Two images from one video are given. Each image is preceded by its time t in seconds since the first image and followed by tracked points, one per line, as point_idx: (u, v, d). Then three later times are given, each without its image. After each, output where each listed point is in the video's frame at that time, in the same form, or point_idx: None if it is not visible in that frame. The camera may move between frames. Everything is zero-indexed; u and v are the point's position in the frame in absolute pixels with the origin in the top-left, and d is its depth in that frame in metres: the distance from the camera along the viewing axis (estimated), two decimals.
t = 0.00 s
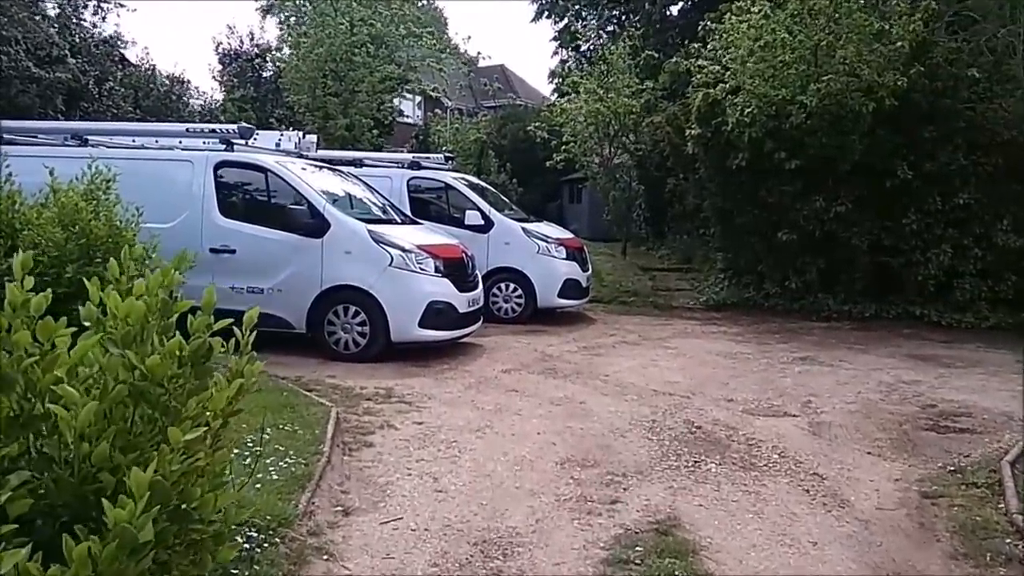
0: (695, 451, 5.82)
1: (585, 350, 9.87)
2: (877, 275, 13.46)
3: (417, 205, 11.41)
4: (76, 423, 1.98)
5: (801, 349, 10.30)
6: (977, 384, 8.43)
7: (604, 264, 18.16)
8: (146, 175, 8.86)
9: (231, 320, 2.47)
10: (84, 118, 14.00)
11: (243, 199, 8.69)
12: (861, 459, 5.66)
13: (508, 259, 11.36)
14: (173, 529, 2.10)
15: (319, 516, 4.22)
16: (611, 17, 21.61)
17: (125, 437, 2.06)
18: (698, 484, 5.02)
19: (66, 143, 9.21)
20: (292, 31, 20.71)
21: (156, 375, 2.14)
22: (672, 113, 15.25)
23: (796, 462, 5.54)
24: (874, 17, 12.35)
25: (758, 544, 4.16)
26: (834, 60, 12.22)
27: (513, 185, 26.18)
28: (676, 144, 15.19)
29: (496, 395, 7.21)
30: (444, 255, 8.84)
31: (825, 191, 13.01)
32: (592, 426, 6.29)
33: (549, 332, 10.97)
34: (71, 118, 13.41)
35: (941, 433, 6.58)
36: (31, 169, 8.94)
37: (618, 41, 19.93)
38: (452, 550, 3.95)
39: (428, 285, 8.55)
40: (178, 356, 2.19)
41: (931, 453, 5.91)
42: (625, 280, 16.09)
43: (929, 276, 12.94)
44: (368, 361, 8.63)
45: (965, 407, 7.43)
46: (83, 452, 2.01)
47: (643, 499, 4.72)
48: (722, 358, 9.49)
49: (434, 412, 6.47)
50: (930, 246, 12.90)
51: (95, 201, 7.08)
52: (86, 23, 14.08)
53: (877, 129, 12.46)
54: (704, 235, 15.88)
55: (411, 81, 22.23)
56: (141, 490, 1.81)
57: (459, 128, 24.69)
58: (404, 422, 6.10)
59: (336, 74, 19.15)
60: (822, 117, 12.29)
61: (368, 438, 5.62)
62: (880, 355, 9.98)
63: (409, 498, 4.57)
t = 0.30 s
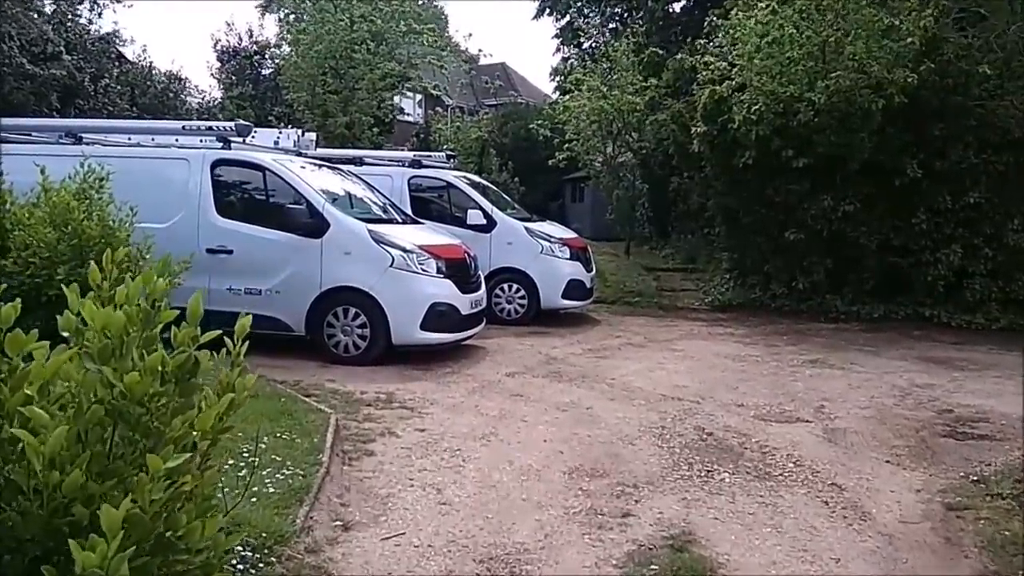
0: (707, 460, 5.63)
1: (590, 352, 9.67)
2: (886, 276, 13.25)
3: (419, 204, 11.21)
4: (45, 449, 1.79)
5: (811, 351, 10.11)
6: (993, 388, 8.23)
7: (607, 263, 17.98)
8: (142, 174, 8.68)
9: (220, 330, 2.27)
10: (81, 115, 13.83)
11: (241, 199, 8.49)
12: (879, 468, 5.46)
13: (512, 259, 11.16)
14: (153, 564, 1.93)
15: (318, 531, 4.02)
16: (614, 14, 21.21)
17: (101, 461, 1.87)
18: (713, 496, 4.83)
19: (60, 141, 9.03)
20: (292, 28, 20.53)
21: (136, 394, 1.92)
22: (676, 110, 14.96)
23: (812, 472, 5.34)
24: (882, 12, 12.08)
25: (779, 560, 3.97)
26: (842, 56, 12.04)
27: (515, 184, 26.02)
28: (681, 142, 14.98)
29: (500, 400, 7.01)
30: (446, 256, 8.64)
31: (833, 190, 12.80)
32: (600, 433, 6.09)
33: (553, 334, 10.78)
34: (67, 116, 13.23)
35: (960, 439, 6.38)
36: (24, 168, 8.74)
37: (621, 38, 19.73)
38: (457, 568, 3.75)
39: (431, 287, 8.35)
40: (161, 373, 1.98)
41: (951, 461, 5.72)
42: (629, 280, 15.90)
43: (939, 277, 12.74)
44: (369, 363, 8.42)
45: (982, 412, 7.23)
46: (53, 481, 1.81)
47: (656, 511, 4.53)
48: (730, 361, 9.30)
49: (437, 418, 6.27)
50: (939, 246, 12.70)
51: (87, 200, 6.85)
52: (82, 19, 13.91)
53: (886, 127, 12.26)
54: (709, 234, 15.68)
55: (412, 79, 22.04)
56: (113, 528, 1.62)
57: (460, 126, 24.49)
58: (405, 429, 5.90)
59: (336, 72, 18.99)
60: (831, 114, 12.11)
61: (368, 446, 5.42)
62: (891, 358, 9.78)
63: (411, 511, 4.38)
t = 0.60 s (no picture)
0: (717, 470, 5.48)
1: (594, 357, 9.52)
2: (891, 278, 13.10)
3: (419, 206, 11.05)
4: (13, 484, 1.63)
5: (817, 356, 9.95)
6: (1004, 393, 8.08)
7: (609, 265, 17.81)
8: (137, 175, 8.53)
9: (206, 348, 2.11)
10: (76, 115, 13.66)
11: (239, 201, 8.34)
12: (894, 479, 5.31)
13: (513, 261, 11.00)
14: None
15: (316, 549, 3.87)
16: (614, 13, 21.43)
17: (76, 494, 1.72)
18: (724, 509, 4.68)
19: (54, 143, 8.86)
20: (291, 28, 20.37)
21: (115, 420, 1.76)
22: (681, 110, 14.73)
23: (826, 483, 5.20)
24: (889, 11, 11.93)
25: None
26: (848, 56, 11.89)
27: (515, 184, 25.87)
28: (684, 142, 14.83)
29: (503, 406, 6.86)
30: (447, 259, 8.48)
31: (839, 191, 12.65)
32: (606, 442, 5.93)
33: (556, 337, 10.63)
34: (63, 116, 13.06)
35: (974, 448, 6.22)
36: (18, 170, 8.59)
37: (622, 37, 19.59)
38: None
39: (431, 290, 8.19)
40: (144, 397, 1.82)
41: (966, 471, 5.56)
42: (632, 282, 15.74)
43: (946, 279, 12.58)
44: (369, 369, 8.25)
45: (995, 418, 7.08)
46: (21, 518, 1.65)
47: (666, 526, 4.38)
48: (736, 365, 9.14)
49: (438, 426, 6.12)
50: (946, 248, 12.55)
51: (81, 202, 6.67)
52: (78, 18, 13.74)
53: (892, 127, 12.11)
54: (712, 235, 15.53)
55: (412, 79, 21.88)
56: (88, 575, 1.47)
57: (460, 127, 24.29)
58: (406, 438, 5.74)
59: (336, 72, 18.83)
60: (837, 114, 11.96)
61: (368, 457, 5.27)
62: (899, 362, 9.63)
63: (413, 526, 4.23)
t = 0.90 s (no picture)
0: (723, 479, 5.33)
1: (595, 360, 9.35)
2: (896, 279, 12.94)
3: (418, 206, 10.91)
4: None
5: (822, 359, 9.80)
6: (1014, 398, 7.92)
7: (610, 266, 17.64)
8: (131, 176, 8.38)
9: (180, 364, 1.99)
10: (71, 115, 13.51)
11: (235, 201, 8.18)
12: (906, 489, 5.16)
13: (513, 263, 10.85)
14: None
15: (309, 565, 3.73)
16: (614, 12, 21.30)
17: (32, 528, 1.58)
18: (732, 520, 4.54)
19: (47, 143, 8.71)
20: (289, 27, 20.23)
21: (79, 446, 1.62)
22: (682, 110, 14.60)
23: (836, 494, 5.05)
24: (893, 9, 11.84)
25: None
26: (853, 54, 11.83)
27: (515, 184, 25.72)
28: (686, 142, 14.68)
29: (503, 412, 6.70)
30: (447, 260, 8.31)
31: (842, 192, 12.49)
32: (608, 449, 5.78)
33: (556, 340, 10.47)
34: (57, 116, 12.90)
35: (987, 455, 6.05)
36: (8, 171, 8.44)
37: (623, 36, 19.45)
38: None
39: (430, 293, 8.02)
40: (111, 421, 1.68)
41: (980, 480, 5.41)
42: (632, 283, 15.60)
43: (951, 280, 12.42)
44: (367, 372, 8.08)
45: (1006, 424, 6.92)
46: None
47: (672, 539, 4.23)
48: (740, 369, 8.99)
49: (437, 432, 5.96)
50: (951, 249, 12.40)
51: (70, 203, 6.51)
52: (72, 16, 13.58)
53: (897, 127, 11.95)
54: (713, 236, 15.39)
55: (411, 78, 21.74)
56: None
57: (459, 126, 24.12)
58: (404, 446, 5.58)
59: (334, 71, 18.71)
60: (840, 114, 11.83)
61: (364, 466, 5.11)
62: (905, 365, 9.48)
63: (410, 540, 4.09)
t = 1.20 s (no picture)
0: (727, 483, 5.20)
1: (595, 361, 9.21)
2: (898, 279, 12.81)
3: (415, 205, 10.77)
4: None
5: (825, 359, 9.67)
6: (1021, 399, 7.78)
7: (609, 267, 17.50)
8: (123, 174, 8.27)
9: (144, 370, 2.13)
10: (64, 112, 13.36)
11: (228, 200, 8.06)
12: (915, 494, 5.03)
13: (511, 262, 10.71)
14: None
15: None
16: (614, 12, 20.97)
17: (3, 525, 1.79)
18: (737, 527, 4.42)
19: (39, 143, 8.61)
20: (285, 25, 20.10)
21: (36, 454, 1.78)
22: (682, 108, 14.49)
23: (843, 500, 4.92)
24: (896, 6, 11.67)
25: None
26: (857, 51, 11.50)
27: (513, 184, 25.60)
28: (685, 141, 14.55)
29: (501, 414, 6.56)
30: (444, 259, 8.16)
31: (844, 191, 12.37)
32: (609, 453, 5.64)
33: (555, 341, 10.34)
34: (49, 113, 12.75)
35: (995, 458, 5.92)
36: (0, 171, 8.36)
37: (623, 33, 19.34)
38: None
39: (427, 292, 7.87)
40: (74, 432, 1.85)
41: (989, 484, 5.28)
42: (632, 283, 15.48)
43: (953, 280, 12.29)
44: (363, 373, 7.92)
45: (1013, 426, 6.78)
46: None
47: (674, 548, 4.10)
48: (742, 370, 8.85)
49: (433, 436, 5.83)
50: (953, 249, 12.28)
51: (58, 201, 6.35)
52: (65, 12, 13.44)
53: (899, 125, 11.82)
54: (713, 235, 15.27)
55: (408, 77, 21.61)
56: None
57: (457, 126, 23.98)
58: (399, 449, 5.45)
59: (331, 69, 18.57)
60: (842, 112, 11.67)
61: (358, 471, 4.98)
62: (909, 366, 9.35)
63: (405, 549, 3.96)
